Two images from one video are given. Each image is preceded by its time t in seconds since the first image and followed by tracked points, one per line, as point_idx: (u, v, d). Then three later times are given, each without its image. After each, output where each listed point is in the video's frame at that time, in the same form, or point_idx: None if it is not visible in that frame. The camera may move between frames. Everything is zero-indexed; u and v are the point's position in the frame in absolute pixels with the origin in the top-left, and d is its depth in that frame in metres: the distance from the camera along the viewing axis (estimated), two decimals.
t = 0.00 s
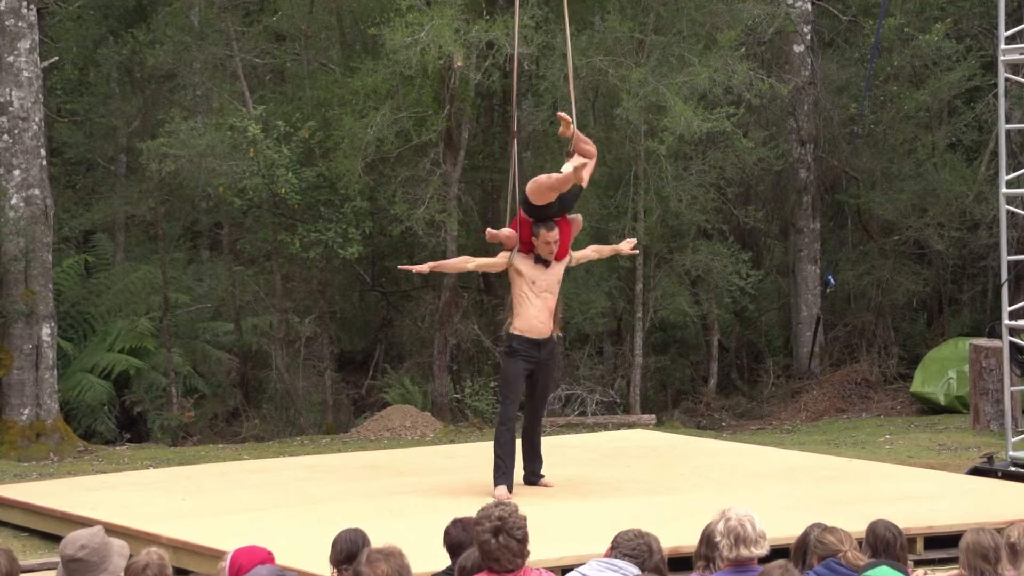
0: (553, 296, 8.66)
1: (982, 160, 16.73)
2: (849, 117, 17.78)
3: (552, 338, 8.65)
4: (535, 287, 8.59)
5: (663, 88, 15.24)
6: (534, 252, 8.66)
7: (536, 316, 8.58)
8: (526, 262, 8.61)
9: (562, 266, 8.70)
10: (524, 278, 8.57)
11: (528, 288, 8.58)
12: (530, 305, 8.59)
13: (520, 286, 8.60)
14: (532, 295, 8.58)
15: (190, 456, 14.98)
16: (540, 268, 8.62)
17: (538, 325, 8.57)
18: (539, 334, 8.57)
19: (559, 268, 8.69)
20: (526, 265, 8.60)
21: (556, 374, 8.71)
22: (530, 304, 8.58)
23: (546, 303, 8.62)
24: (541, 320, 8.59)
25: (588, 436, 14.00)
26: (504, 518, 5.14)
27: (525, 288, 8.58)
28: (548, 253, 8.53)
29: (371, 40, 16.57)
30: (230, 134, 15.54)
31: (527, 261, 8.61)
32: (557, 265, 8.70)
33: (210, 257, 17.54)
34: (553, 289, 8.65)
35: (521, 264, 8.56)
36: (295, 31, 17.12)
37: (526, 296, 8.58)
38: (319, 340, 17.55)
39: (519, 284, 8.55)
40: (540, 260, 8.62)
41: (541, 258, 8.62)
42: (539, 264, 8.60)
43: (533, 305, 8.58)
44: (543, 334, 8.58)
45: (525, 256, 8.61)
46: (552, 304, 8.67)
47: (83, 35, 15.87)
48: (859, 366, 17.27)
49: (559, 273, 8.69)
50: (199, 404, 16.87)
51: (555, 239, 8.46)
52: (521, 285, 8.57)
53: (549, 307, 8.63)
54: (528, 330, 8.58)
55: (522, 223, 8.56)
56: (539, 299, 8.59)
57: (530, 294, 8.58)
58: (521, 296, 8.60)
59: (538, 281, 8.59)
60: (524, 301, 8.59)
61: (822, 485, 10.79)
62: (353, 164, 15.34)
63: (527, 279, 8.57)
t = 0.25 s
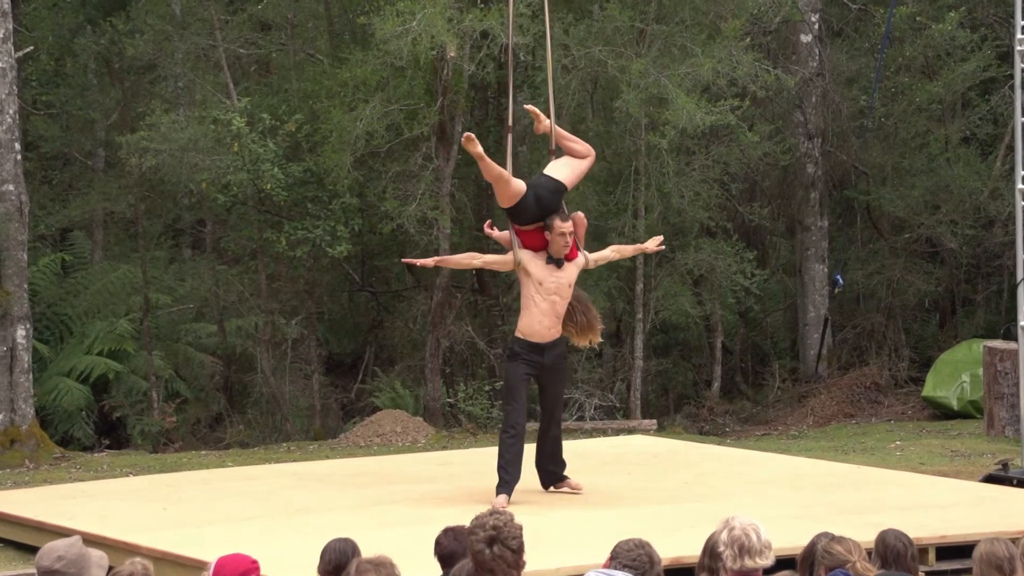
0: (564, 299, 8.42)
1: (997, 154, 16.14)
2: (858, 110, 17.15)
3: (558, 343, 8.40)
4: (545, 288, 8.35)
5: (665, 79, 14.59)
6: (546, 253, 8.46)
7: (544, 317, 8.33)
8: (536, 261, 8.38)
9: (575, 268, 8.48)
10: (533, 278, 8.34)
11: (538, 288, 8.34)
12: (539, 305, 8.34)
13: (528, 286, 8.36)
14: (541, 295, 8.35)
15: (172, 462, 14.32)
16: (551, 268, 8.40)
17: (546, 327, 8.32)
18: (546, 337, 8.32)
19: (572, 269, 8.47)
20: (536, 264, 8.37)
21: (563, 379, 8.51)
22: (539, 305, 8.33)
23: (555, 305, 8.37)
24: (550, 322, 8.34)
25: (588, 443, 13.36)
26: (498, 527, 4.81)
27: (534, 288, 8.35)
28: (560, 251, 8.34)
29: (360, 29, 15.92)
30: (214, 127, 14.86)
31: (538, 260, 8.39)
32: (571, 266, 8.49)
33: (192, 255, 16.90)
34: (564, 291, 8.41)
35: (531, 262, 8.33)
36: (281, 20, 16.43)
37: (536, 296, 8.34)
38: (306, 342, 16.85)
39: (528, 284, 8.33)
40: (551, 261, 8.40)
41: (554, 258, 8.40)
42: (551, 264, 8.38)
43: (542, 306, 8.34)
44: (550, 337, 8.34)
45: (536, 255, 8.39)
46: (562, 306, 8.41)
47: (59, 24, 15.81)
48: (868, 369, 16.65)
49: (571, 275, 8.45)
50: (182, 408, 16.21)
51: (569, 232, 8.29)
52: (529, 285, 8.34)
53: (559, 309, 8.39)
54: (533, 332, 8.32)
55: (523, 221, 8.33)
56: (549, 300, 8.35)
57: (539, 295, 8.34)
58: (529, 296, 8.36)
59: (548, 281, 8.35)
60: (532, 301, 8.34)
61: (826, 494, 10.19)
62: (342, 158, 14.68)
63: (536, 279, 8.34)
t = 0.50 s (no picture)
0: (561, 299, 7.71)
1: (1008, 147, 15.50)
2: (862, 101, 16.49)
3: (564, 343, 7.70)
4: (538, 290, 7.66)
5: (662, 68, 13.89)
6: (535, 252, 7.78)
7: (541, 322, 7.65)
8: (525, 262, 7.71)
9: (567, 265, 7.77)
10: (523, 280, 7.67)
11: (529, 291, 7.66)
12: (533, 309, 7.66)
13: (520, 290, 7.70)
14: (534, 298, 7.66)
15: (144, 470, 13.62)
16: (541, 268, 7.71)
17: (545, 331, 7.64)
18: (547, 342, 7.64)
19: (565, 266, 7.76)
20: (525, 265, 7.70)
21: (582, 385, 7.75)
22: (533, 310, 7.66)
23: (551, 307, 7.67)
24: (548, 326, 7.66)
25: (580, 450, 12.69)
26: (486, 537, 4.68)
27: (525, 291, 7.67)
28: (549, 249, 7.65)
29: (343, 17, 15.24)
30: (189, 118, 14.12)
31: (527, 261, 7.72)
32: (563, 262, 7.78)
33: (167, 253, 16.22)
34: (559, 291, 7.71)
35: (518, 263, 7.66)
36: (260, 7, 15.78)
37: (528, 300, 7.67)
38: (286, 343, 16.18)
39: (518, 287, 7.66)
40: (542, 260, 7.71)
41: (544, 257, 7.71)
42: (540, 264, 7.69)
43: (537, 310, 7.66)
44: (552, 342, 7.65)
45: (523, 255, 7.72)
46: (561, 308, 7.71)
47: (26, 9, 14.91)
48: (872, 372, 15.99)
49: (564, 272, 7.75)
50: (155, 413, 15.52)
51: (561, 230, 7.59)
52: (520, 289, 7.68)
53: (557, 310, 7.69)
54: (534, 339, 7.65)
55: (507, 220, 7.72)
56: (544, 303, 7.66)
57: (532, 298, 7.66)
58: (522, 301, 7.69)
59: (539, 282, 7.67)
60: (525, 306, 7.68)
61: (818, 491, 9.54)
62: (323, 152, 13.95)
63: (526, 281, 7.66)
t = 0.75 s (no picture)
0: (541, 295, 7.52)
1: (994, 144, 15.37)
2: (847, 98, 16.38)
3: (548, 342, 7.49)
4: (517, 288, 7.47)
5: (644, 64, 13.72)
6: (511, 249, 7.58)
7: (523, 320, 7.44)
8: (502, 259, 7.51)
9: (544, 259, 7.57)
10: (501, 278, 7.47)
11: (509, 289, 7.47)
12: (514, 307, 7.46)
13: (500, 289, 7.50)
14: (514, 296, 7.47)
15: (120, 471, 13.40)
16: (518, 265, 7.51)
17: (528, 329, 7.43)
18: (531, 339, 7.44)
19: (543, 261, 7.57)
20: (502, 263, 7.50)
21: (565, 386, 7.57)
22: (514, 308, 7.45)
23: (532, 304, 7.48)
24: (530, 323, 7.45)
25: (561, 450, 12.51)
26: (468, 539, 4.53)
27: (504, 289, 7.48)
28: (525, 245, 7.45)
29: (322, 12, 15.06)
30: (165, 114, 13.89)
31: (504, 258, 7.52)
32: (541, 258, 7.59)
33: (143, 251, 16.02)
34: (539, 287, 7.51)
35: (495, 261, 7.46)
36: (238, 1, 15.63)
37: (509, 298, 7.47)
38: (265, 342, 16.02)
39: (497, 286, 7.46)
40: (517, 257, 7.52)
41: (520, 254, 7.52)
42: (517, 261, 7.50)
43: (518, 308, 7.46)
44: (535, 339, 7.44)
45: (500, 253, 7.52)
46: (542, 304, 7.51)
47: None
48: (858, 372, 15.86)
49: (542, 268, 7.55)
50: (131, 414, 15.31)
51: (536, 227, 7.40)
52: (499, 287, 7.48)
53: (538, 307, 7.49)
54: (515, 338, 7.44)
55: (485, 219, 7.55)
56: (524, 301, 7.47)
57: (512, 296, 7.47)
58: (502, 300, 7.50)
59: (518, 279, 7.47)
60: (506, 305, 7.48)
61: (803, 491, 9.35)
62: (302, 148, 13.75)
63: (504, 279, 7.47)
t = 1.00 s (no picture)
0: (535, 293, 7.26)
1: (997, 140, 15.11)
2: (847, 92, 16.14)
3: (544, 341, 7.23)
4: (511, 285, 7.20)
5: (641, 58, 13.44)
6: (503, 246, 7.31)
7: (519, 319, 7.17)
8: (495, 255, 7.23)
9: (536, 256, 7.32)
10: (495, 276, 7.20)
11: (503, 286, 7.19)
12: (508, 306, 7.19)
13: (493, 287, 7.22)
14: (508, 294, 7.19)
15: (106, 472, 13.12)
16: (512, 261, 7.24)
17: (524, 327, 7.17)
18: (527, 338, 7.17)
19: (535, 258, 7.32)
20: (495, 259, 7.21)
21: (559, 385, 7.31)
22: (508, 306, 7.18)
23: (527, 301, 7.22)
24: (526, 322, 7.19)
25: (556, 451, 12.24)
26: (460, 541, 4.35)
27: (498, 286, 7.20)
28: (518, 243, 7.20)
29: (312, 5, 14.80)
30: (152, 108, 13.61)
31: (497, 255, 7.23)
32: (533, 254, 7.33)
33: (130, 248, 15.75)
34: (532, 284, 7.26)
35: (489, 258, 7.17)
36: None
37: (503, 296, 7.19)
38: (254, 342, 15.76)
39: (491, 283, 7.18)
40: (511, 253, 7.24)
41: (512, 250, 7.25)
42: (511, 258, 7.23)
43: (512, 307, 7.19)
44: (532, 338, 7.18)
45: (492, 250, 7.23)
46: (536, 302, 7.26)
47: None
48: (858, 371, 15.61)
49: (535, 264, 7.30)
50: (118, 414, 15.05)
51: (529, 224, 7.15)
52: (493, 285, 7.20)
53: (532, 305, 7.24)
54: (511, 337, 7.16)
55: (479, 221, 7.25)
56: (518, 298, 7.19)
57: (507, 294, 7.19)
58: (495, 298, 7.21)
59: (512, 276, 7.20)
60: (501, 303, 7.20)
61: (798, 487, 9.09)
62: (292, 144, 13.45)
63: (498, 276, 7.19)
